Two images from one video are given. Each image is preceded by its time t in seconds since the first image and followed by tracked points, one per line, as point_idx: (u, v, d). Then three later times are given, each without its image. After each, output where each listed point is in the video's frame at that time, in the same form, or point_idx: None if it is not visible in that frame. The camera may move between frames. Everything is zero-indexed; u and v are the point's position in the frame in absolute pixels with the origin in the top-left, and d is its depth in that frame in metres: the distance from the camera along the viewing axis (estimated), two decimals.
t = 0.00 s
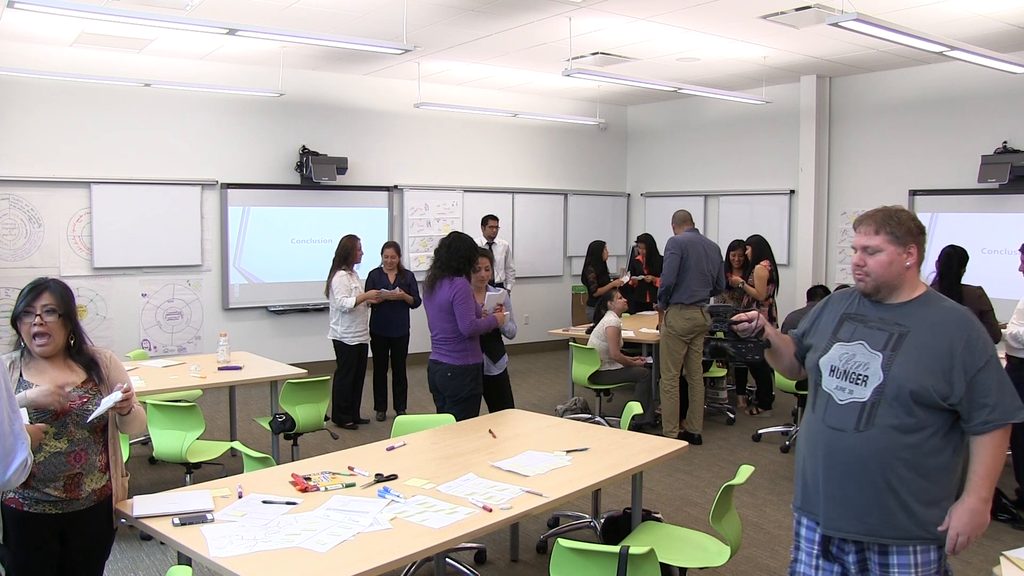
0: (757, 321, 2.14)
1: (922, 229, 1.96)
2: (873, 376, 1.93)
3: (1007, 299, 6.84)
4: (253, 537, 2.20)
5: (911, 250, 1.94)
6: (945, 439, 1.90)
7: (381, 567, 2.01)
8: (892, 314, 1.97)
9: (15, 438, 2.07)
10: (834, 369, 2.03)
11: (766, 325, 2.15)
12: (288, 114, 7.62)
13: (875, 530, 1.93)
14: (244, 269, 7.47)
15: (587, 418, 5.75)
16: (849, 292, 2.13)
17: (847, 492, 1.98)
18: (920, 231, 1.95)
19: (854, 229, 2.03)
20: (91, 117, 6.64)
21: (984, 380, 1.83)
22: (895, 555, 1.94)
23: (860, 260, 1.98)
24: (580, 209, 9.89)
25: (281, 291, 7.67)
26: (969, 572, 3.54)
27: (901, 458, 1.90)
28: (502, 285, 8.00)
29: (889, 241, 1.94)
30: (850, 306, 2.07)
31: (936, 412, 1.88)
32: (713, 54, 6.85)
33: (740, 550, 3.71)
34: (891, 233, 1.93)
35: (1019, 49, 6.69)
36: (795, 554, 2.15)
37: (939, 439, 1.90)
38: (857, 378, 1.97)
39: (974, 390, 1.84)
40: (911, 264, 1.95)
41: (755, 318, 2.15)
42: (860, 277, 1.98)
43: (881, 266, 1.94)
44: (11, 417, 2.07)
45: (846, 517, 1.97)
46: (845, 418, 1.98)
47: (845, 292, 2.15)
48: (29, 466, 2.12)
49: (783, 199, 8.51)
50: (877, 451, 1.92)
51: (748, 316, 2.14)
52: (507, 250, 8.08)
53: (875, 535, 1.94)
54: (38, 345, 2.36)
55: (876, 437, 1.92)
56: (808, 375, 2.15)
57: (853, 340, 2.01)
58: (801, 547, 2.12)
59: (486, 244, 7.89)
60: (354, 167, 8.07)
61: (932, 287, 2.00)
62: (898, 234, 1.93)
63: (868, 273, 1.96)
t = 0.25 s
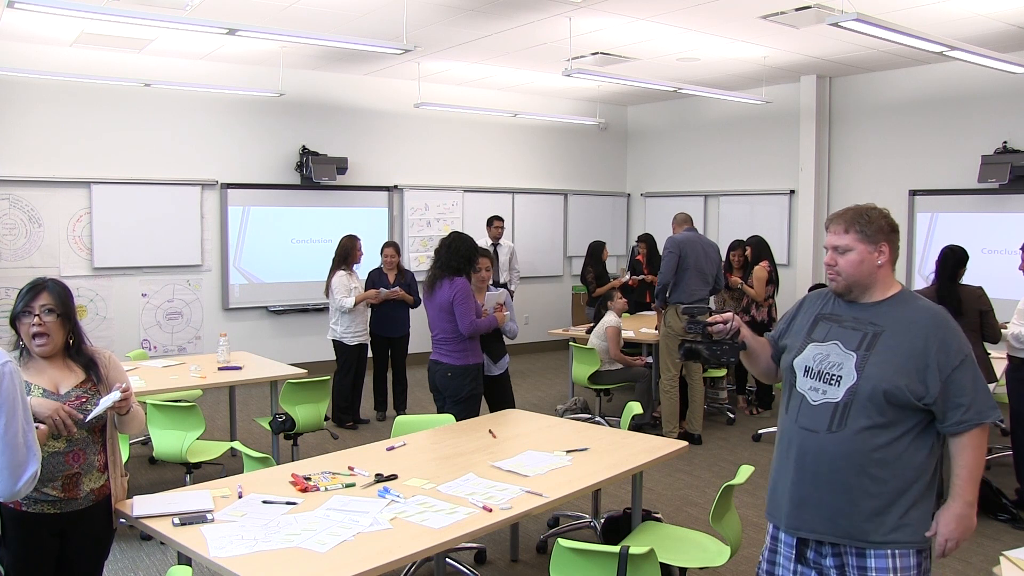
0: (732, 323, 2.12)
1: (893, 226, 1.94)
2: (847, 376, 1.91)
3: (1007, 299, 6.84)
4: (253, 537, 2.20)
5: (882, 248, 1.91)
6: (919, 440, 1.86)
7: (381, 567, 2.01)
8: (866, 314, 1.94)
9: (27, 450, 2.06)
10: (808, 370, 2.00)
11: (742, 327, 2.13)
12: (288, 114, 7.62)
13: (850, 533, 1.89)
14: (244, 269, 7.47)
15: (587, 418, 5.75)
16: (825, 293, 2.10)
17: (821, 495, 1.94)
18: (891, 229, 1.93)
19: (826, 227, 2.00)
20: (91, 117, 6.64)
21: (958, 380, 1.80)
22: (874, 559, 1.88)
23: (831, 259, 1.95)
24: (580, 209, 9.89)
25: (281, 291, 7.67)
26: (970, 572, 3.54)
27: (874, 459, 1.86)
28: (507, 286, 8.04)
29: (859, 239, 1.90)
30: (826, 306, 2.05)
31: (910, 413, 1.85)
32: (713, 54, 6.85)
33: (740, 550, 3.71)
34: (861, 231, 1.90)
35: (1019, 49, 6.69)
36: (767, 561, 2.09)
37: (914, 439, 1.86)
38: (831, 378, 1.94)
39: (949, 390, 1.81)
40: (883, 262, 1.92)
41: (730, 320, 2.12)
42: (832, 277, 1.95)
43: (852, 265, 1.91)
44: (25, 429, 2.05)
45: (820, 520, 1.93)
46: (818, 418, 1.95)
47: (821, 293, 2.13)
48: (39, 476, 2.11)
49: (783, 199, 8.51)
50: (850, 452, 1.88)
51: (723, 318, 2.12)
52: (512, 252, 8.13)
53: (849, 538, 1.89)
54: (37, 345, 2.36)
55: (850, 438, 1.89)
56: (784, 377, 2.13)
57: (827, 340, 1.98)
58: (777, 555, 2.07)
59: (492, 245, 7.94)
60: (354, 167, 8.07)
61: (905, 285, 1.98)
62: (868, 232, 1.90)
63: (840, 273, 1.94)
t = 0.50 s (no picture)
0: (721, 328, 2.11)
1: (883, 226, 1.93)
2: (838, 380, 1.90)
3: (1007, 299, 6.84)
4: (253, 537, 2.20)
5: (872, 248, 1.91)
6: (911, 442, 1.85)
7: (381, 568, 2.01)
8: (856, 316, 1.94)
9: (38, 452, 2.02)
10: (799, 374, 2.00)
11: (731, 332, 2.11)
12: (288, 114, 7.62)
13: (844, 538, 1.88)
14: (244, 269, 7.47)
15: (587, 418, 5.75)
16: (815, 294, 2.10)
17: (813, 500, 1.93)
18: (880, 229, 1.92)
19: (815, 228, 2.00)
20: (91, 117, 6.64)
21: (949, 381, 1.79)
22: (868, 565, 1.87)
23: (819, 260, 1.95)
24: (580, 209, 9.89)
25: (281, 291, 7.67)
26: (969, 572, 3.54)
27: (865, 463, 1.85)
28: (508, 286, 8.03)
29: (847, 239, 1.90)
30: (815, 309, 2.05)
31: (902, 415, 1.84)
32: (713, 54, 6.85)
33: (740, 550, 3.71)
34: (849, 232, 1.90)
35: (1019, 49, 6.69)
36: (767, 564, 2.09)
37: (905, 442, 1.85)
38: (822, 382, 1.93)
39: (940, 392, 1.80)
40: (872, 262, 1.92)
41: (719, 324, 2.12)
42: (821, 277, 1.95)
43: (841, 266, 1.91)
44: (36, 431, 2.01)
45: (815, 526, 1.92)
46: (810, 423, 1.94)
47: (811, 294, 2.13)
48: (47, 478, 2.08)
49: (783, 199, 8.51)
50: (842, 456, 1.87)
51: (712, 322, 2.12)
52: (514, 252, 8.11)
53: (841, 542, 1.88)
54: (38, 345, 2.36)
55: (841, 442, 1.88)
56: (773, 380, 2.12)
57: (817, 343, 1.98)
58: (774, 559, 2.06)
59: (493, 245, 7.93)
60: (354, 167, 8.07)
61: (897, 285, 1.97)
62: (856, 232, 1.90)
63: (828, 274, 1.94)
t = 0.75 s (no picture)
0: (722, 334, 2.10)
1: (892, 229, 1.90)
2: (843, 389, 1.87)
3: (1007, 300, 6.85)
4: (253, 537, 2.20)
5: (879, 252, 1.88)
6: (919, 455, 1.82)
7: (381, 567, 2.01)
8: (864, 323, 1.91)
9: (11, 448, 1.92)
10: (804, 383, 1.97)
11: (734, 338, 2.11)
12: (288, 114, 7.62)
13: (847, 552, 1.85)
14: (244, 269, 7.47)
15: (587, 418, 5.75)
16: (822, 299, 2.07)
17: (817, 512, 1.90)
18: (889, 233, 1.89)
19: (820, 232, 1.97)
20: (90, 116, 6.63)
21: (959, 393, 1.75)
22: None
23: (826, 265, 1.92)
24: (580, 209, 9.89)
25: (281, 291, 7.67)
26: (969, 572, 3.54)
27: (871, 475, 1.82)
28: (508, 287, 8.02)
29: (854, 244, 1.87)
30: (821, 315, 2.02)
31: (909, 427, 1.80)
32: (713, 54, 6.85)
33: (740, 550, 3.72)
34: (856, 236, 1.87)
35: (1019, 49, 6.70)
36: None
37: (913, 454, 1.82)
38: (827, 392, 1.90)
39: (950, 404, 1.76)
40: (880, 267, 1.89)
41: (721, 330, 2.11)
42: (828, 282, 1.93)
43: (848, 271, 1.88)
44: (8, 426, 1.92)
45: (818, 539, 1.89)
46: (813, 434, 1.91)
47: (818, 299, 2.10)
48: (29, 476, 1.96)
49: (783, 199, 8.51)
50: (847, 468, 1.84)
51: (713, 328, 2.11)
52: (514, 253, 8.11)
53: (843, 556, 1.86)
54: (37, 345, 2.36)
55: (846, 453, 1.85)
56: (778, 389, 2.09)
57: (823, 351, 1.95)
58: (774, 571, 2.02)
59: (493, 245, 7.95)
60: (354, 167, 8.07)
61: (905, 290, 1.94)
62: (863, 236, 1.87)
63: (835, 279, 1.91)
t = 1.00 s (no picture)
0: (733, 341, 2.05)
1: (921, 232, 1.77)
2: (865, 400, 1.75)
3: (1007, 300, 6.85)
4: (253, 537, 2.20)
5: (906, 255, 1.75)
6: (948, 471, 1.68)
7: (381, 567, 2.02)
8: (889, 330, 1.78)
9: None
10: (824, 392, 1.85)
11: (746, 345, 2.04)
12: (288, 114, 7.62)
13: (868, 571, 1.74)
14: (244, 269, 7.47)
15: (587, 418, 5.75)
16: (845, 303, 1.95)
17: (836, 529, 1.78)
18: (917, 235, 1.76)
19: (844, 232, 1.85)
20: (90, 117, 6.63)
21: (992, 407, 1.61)
22: None
23: (848, 267, 1.81)
24: (580, 209, 9.89)
25: (281, 291, 7.67)
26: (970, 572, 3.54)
27: (895, 492, 1.70)
28: (508, 286, 8.02)
29: (879, 246, 1.75)
30: (844, 320, 1.90)
31: (937, 442, 1.67)
32: (713, 54, 6.85)
33: (740, 550, 3.71)
34: (881, 237, 1.75)
35: (1019, 49, 6.70)
36: None
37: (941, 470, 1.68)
38: (848, 402, 1.78)
39: (981, 418, 1.62)
40: (906, 272, 1.76)
41: (731, 336, 2.06)
42: (850, 286, 1.81)
43: (871, 275, 1.77)
44: None
45: (837, 557, 1.79)
46: (833, 447, 1.80)
47: (841, 303, 1.97)
48: None
49: (783, 199, 8.51)
50: (869, 484, 1.72)
51: (723, 335, 2.06)
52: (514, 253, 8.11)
53: None
54: (38, 344, 2.36)
55: (867, 468, 1.73)
56: (797, 397, 1.98)
57: (844, 358, 1.83)
58: None
59: (492, 245, 7.95)
60: (354, 167, 8.07)
61: (934, 296, 1.81)
62: (888, 238, 1.75)
63: (858, 283, 1.80)
